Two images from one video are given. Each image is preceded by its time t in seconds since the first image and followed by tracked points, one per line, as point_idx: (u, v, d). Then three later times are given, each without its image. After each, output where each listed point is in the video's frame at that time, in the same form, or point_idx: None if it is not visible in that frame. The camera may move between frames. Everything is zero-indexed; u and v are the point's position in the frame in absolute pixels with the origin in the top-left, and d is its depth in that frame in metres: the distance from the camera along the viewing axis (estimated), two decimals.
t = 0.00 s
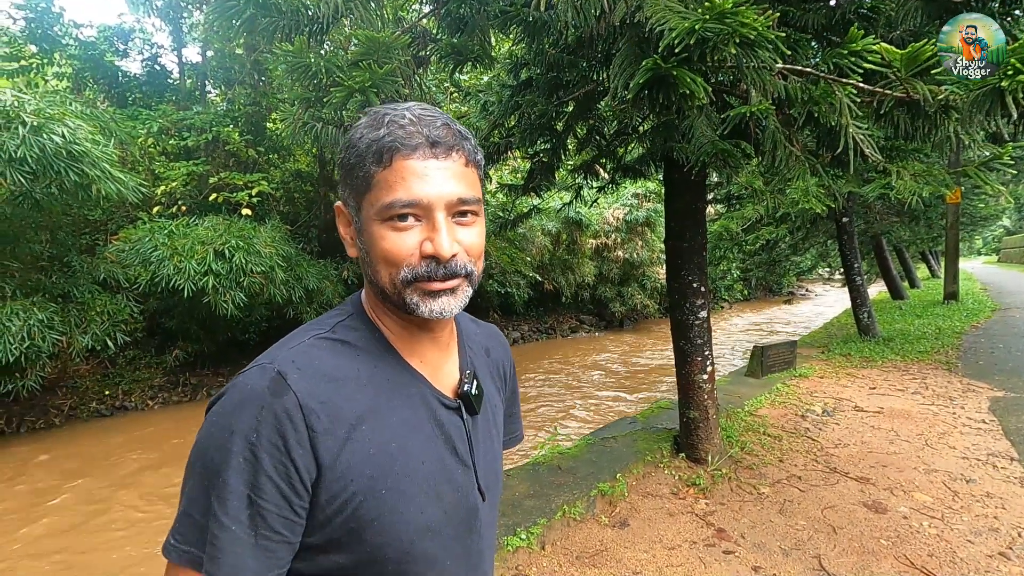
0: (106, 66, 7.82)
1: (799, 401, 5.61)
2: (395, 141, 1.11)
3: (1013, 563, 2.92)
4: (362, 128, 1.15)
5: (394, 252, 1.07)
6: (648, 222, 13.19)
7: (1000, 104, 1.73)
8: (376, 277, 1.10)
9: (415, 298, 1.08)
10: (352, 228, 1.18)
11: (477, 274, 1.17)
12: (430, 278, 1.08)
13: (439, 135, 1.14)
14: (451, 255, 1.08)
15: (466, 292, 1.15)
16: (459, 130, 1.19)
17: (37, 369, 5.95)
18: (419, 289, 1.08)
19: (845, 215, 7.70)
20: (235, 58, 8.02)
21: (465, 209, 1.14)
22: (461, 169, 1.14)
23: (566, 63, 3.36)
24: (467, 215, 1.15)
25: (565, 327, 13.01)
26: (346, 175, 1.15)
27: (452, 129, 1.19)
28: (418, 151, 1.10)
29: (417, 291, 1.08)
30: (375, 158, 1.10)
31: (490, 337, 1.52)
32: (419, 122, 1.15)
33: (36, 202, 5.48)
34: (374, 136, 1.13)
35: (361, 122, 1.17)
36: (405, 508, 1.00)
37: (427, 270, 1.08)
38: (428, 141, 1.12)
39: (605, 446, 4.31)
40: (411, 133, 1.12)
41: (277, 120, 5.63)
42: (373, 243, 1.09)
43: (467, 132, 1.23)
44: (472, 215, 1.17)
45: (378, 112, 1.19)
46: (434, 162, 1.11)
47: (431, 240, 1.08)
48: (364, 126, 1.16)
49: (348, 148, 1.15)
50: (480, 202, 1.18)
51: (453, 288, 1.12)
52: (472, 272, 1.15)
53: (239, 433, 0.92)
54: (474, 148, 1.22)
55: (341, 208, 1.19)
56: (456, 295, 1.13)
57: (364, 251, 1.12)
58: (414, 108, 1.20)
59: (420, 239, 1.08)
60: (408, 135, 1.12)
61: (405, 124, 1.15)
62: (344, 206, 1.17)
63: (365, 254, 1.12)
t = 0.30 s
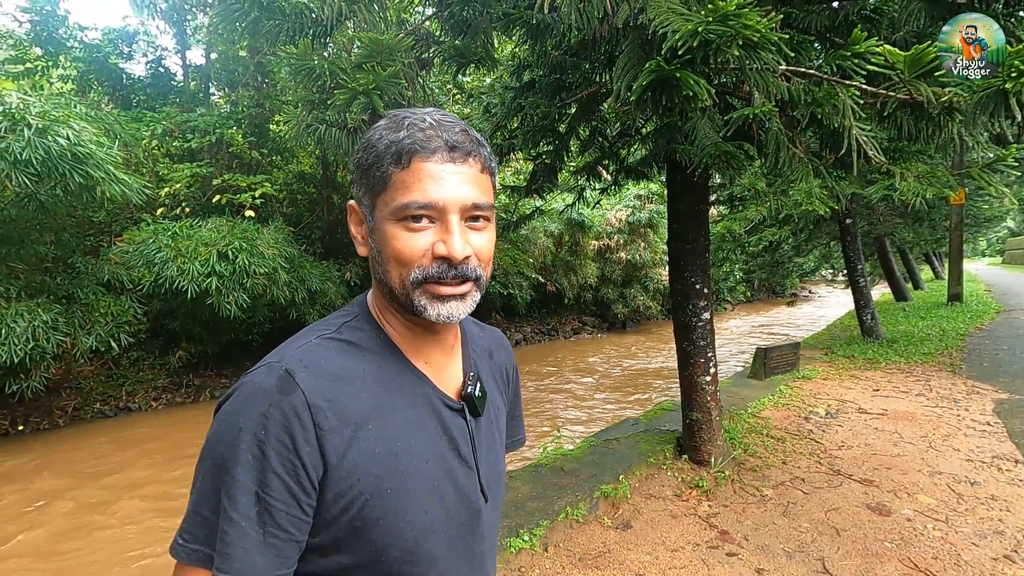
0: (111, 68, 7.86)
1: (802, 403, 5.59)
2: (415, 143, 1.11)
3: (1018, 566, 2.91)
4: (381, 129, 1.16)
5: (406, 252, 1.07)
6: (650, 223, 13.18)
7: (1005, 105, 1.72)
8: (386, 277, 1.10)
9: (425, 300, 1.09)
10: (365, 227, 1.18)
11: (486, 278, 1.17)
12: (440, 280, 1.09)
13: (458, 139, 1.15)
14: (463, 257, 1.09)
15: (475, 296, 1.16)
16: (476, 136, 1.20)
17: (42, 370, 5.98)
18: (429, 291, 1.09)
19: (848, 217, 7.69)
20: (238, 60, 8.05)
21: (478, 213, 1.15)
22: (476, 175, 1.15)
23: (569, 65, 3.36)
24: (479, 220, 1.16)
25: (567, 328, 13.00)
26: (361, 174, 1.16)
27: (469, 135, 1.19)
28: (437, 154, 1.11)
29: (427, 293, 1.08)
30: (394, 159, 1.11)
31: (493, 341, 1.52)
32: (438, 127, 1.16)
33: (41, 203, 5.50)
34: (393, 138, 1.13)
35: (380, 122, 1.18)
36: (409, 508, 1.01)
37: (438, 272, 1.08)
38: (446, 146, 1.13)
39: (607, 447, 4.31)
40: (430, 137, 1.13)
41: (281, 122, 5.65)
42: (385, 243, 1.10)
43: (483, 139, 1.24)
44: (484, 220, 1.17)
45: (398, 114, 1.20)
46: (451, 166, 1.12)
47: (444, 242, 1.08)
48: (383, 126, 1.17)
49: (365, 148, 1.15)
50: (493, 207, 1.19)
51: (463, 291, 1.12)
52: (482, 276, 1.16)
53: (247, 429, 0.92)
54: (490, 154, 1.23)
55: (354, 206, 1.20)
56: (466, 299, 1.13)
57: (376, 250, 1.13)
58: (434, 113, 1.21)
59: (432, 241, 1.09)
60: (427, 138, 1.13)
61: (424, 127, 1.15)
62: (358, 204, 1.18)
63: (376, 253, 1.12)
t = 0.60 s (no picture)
0: (109, 66, 7.84)
1: (801, 402, 5.60)
2: (412, 146, 1.11)
3: (1016, 564, 2.92)
4: (378, 130, 1.16)
5: (405, 257, 1.08)
6: (649, 222, 13.18)
7: (1003, 105, 1.73)
8: (384, 281, 1.10)
9: (422, 305, 1.09)
10: (361, 228, 1.18)
11: (483, 282, 1.17)
12: (438, 285, 1.09)
13: (456, 143, 1.15)
14: (462, 262, 1.09)
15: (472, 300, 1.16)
16: (474, 139, 1.20)
17: (40, 369, 5.97)
18: (426, 297, 1.09)
19: (847, 216, 7.70)
20: (237, 59, 8.04)
21: (476, 218, 1.15)
22: (474, 179, 1.15)
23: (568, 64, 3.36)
24: (477, 224, 1.16)
25: (566, 327, 13.01)
26: (357, 175, 1.16)
27: (467, 138, 1.19)
28: (435, 157, 1.11)
29: (424, 299, 1.09)
30: (391, 162, 1.11)
31: (492, 338, 1.52)
32: (436, 129, 1.16)
33: (40, 203, 5.50)
34: (390, 139, 1.13)
35: (376, 123, 1.18)
36: (406, 511, 1.01)
37: (436, 278, 1.08)
38: (445, 149, 1.13)
39: (606, 446, 4.31)
40: (428, 140, 1.13)
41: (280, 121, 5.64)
42: (383, 247, 1.10)
43: (481, 141, 1.24)
44: (482, 224, 1.18)
45: (394, 114, 1.19)
46: (449, 170, 1.12)
47: (443, 247, 1.09)
48: (379, 126, 1.17)
49: (361, 148, 1.15)
50: (490, 211, 1.19)
51: (460, 297, 1.12)
52: (479, 280, 1.16)
53: (241, 435, 0.92)
54: (487, 156, 1.23)
55: (349, 206, 1.20)
56: (462, 304, 1.13)
57: (372, 252, 1.13)
58: (431, 114, 1.21)
59: (431, 245, 1.09)
60: (425, 141, 1.13)
61: (422, 130, 1.15)
62: (354, 205, 1.18)
63: (373, 256, 1.12)
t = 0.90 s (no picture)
0: (108, 68, 7.84)
1: (800, 403, 5.61)
2: (395, 141, 1.11)
3: (1015, 566, 2.92)
4: (364, 127, 1.16)
5: (389, 254, 1.08)
6: (649, 224, 13.19)
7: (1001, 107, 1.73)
8: (371, 280, 1.11)
9: (408, 303, 1.09)
10: (351, 227, 1.18)
11: (471, 279, 1.17)
12: (423, 283, 1.09)
13: (441, 136, 1.15)
14: (445, 258, 1.09)
15: (461, 298, 1.16)
16: (461, 132, 1.20)
17: (39, 370, 5.96)
18: (412, 295, 1.09)
19: (845, 218, 7.72)
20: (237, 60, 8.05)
21: (463, 213, 1.15)
22: (460, 172, 1.15)
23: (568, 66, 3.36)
24: (465, 220, 1.16)
25: (566, 329, 13.01)
26: (345, 174, 1.16)
27: (454, 131, 1.19)
28: (418, 152, 1.11)
29: (409, 297, 1.09)
30: (374, 158, 1.11)
31: (490, 339, 1.52)
32: (421, 123, 1.16)
33: (39, 204, 5.49)
34: (375, 135, 1.13)
35: (363, 121, 1.18)
36: (402, 516, 1.01)
37: (421, 275, 1.08)
38: (428, 142, 1.13)
39: (606, 447, 4.31)
40: (412, 134, 1.13)
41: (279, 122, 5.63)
42: (368, 245, 1.10)
43: (469, 135, 1.23)
44: (471, 220, 1.17)
45: (381, 111, 1.20)
46: (434, 164, 1.12)
47: (426, 242, 1.09)
48: (366, 124, 1.17)
49: (349, 147, 1.16)
50: (479, 206, 1.18)
51: (446, 295, 1.12)
52: (467, 278, 1.16)
53: (232, 445, 0.92)
54: (476, 150, 1.22)
55: (340, 206, 1.20)
56: (449, 301, 1.13)
57: (360, 251, 1.13)
58: (418, 109, 1.21)
59: (415, 242, 1.09)
60: (409, 135, 1.13)
61: (406, 124, 1.15)
62: (343, 204, 1.18)
63: (360, 255, 1.13)
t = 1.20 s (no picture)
0: (110, 69, 7.86)
1: (801, 404, 5.60)
2: (402, 145, 1.11)
3: (1017, 568, 2.91)
4: (371, 130, 1.16)
5: (395, 258, 1.08)
6: (650, 225, 13.18)
7: (1004, 108, 1.73)
8: (376, 283, 1.11)
9: (413, 306, 1.09)
10: (355, 230, 1.18)
11: (477, 283, 1.17)
12: (429, 287, 1.09)
13: (448, 140, 1.15)
14: (452, 263, 1.09)
15: (466, 302, 1.16)
16: (467, 136, 1.20)
17: (40, 371, 5.97)
18: (417, 298, 1.09)
19: (846, 219, 7.72)
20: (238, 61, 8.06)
21: (469, 218, 1.15)
22: (468, 177, 1.15)
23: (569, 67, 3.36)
24: (471, 224, 1.16)
25: (567, 330, 13.00)
26: (351, 176, 1.16)
27: (460, 135, 1.19)
28: (425, 156, 1.11)
29: (415, 300, 1.09)
30: (381, 161, 1.11)
31: (492, 341, 1.52)
32: (427, 127, 1.16)
33: (40, 205, 5.49)
34: (381, 139, 1.13)
35: (370, 123, 1.18)
36: (405, 519, 1.01)
37: (427, 279, 1.08)
38: (435, 146, 1.12)
39: (607, 449, 4.30)
40: (419, 138, 1.13)
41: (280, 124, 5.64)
42: (374, 248, 1.10)
43: (476, 139, 1.23)
44: (477, 224, 1.17)
45: (388, 114, 1.20)
46: (441, 168, 1.12)
47: (432, 247, 1.09)
48: (373, 127, 1.17)
49: (355, 150, 1.16)
50: (485, 211, 1.18)
51: (452, 299, 1.12)
52: (472, 281, 1.15)
53: (236, 446, 0.92)
54: (482, 154, 1.22)
55: (345, 209, 1.20)
56: (455, 305, 1.13)
57: (365, 255, 1.13)
58: (424, 113, 1.21)
59: (421, 246, 1.09)
60: (416, 139, 1.13)
61: (413, 128, 1.15)
62: (349, 207, 1.18)
63: (365, 259, 1.13)
